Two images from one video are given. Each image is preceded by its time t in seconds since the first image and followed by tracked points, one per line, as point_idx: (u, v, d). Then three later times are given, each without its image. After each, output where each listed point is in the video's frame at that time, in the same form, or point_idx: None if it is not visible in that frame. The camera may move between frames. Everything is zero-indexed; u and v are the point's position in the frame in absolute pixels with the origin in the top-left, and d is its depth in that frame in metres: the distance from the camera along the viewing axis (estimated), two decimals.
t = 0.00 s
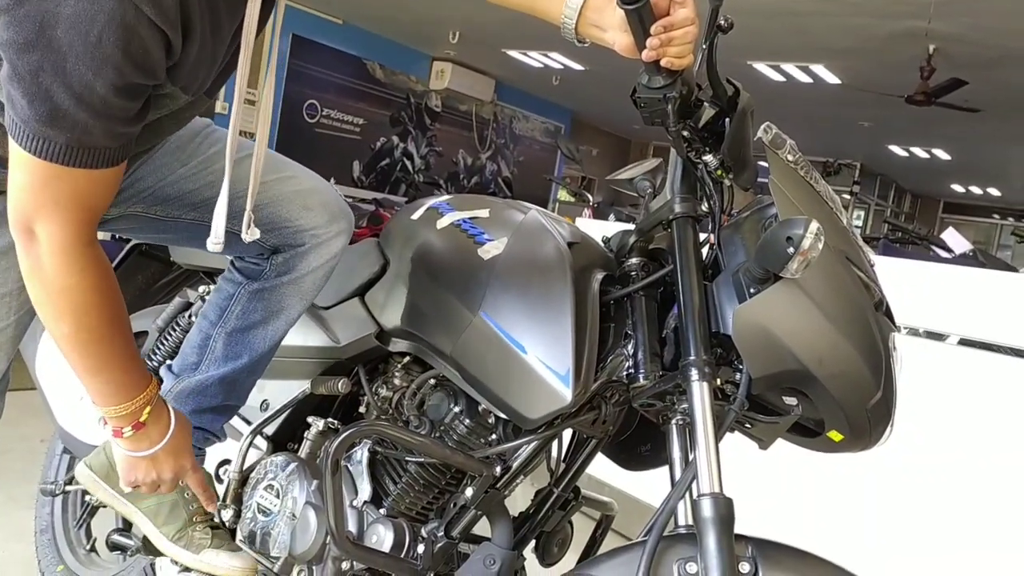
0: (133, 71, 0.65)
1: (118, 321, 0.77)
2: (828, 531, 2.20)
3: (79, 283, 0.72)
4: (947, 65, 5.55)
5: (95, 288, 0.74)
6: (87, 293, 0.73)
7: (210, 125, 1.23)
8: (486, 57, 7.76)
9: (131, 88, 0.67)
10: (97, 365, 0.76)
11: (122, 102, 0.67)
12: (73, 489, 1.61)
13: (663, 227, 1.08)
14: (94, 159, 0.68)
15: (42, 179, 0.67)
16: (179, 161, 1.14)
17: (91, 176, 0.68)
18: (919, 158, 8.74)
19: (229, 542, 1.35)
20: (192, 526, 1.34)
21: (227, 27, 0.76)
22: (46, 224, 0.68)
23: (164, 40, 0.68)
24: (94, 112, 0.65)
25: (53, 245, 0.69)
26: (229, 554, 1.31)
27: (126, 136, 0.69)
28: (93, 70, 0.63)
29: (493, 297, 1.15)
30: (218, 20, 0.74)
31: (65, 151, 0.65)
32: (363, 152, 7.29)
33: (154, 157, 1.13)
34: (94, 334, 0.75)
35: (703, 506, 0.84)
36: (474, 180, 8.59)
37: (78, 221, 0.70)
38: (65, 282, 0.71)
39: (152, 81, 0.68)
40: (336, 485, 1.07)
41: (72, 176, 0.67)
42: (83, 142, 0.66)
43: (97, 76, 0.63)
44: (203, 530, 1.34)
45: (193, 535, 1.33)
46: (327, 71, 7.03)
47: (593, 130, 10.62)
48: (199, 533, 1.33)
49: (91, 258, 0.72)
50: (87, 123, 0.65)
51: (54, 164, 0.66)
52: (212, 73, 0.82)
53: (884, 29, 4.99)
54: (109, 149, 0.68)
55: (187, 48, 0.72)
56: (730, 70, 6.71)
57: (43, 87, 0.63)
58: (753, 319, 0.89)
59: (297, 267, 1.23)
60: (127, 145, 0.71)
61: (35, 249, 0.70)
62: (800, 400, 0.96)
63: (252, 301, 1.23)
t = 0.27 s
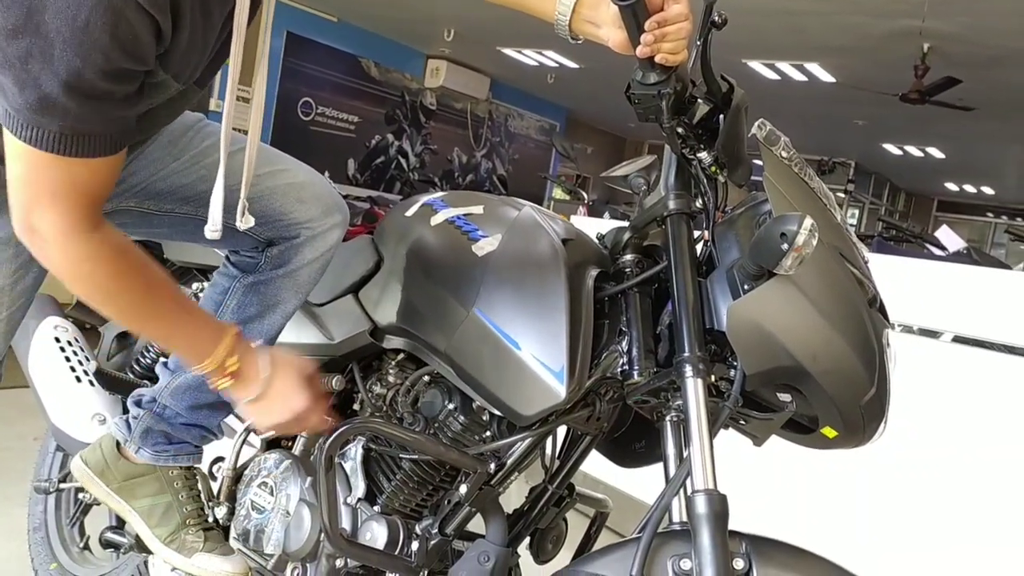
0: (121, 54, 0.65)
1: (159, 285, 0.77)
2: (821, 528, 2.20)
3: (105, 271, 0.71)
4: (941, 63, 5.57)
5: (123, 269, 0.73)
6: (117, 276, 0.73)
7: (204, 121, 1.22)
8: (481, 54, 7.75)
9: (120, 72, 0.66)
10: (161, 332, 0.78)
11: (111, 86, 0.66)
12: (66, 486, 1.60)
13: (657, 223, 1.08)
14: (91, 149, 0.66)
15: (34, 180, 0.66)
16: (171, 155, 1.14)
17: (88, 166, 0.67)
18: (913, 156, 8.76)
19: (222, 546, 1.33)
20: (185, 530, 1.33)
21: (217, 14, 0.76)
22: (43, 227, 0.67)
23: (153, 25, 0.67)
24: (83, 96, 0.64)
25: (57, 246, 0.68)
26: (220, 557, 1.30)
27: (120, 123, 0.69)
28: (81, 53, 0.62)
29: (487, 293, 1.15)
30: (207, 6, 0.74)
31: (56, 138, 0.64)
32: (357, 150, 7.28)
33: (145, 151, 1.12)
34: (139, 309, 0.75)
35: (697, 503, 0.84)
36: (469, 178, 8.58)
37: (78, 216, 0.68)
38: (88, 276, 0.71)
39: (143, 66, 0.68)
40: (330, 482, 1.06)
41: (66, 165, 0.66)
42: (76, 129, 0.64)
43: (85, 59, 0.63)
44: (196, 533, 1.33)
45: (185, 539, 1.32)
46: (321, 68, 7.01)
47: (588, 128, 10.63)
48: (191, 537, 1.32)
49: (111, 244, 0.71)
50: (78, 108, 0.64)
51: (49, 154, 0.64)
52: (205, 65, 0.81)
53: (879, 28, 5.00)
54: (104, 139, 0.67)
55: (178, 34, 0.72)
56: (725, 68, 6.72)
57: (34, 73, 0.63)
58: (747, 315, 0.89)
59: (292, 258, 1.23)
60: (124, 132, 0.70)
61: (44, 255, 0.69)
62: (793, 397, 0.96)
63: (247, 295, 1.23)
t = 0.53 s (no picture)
0: (156, 40, 0.63)
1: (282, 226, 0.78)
2: (816, 526, 2.21)
3: (229, 247, 0.76)
4: (937, 61, 5.57)
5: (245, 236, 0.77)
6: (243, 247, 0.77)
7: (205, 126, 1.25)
8: (478, 52, 7.74)
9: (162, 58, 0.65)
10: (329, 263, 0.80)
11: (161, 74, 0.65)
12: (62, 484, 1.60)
13: (654, 222, 1.08)
14: (163, 143, 0.66)
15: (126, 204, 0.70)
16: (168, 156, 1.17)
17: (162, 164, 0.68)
18: (909, 155, 8.78)
19: (222, 530, 1.31)
20: (184, 516, 1.32)
21: None
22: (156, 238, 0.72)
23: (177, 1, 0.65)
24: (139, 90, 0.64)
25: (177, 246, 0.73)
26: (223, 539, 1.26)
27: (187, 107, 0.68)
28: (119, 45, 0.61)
29: (484, 291, 1.15)
30: None
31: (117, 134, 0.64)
32: (354, 147, 7.27)
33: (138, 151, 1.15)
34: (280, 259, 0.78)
35: (695, 500, 0.84)
36: (466, 176, 8.58)
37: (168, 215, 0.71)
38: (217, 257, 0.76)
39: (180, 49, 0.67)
40: (327, 480, 1.06)
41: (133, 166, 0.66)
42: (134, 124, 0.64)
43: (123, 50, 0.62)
44: (195, 519, 1.32)
45: (184, 524, 1.30)
46: (318, 66, 7.00)
47: (585, 126, 10.62)
48: (189, 522, 1.31)
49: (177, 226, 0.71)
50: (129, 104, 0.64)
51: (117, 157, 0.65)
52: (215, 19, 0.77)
53: (875, 26, 5.00)
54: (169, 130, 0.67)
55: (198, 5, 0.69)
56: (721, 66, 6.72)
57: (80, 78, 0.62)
58: (745, 313, 0.89)
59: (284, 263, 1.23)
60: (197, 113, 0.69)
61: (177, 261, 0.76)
62: (790, 395, 0.97)
63: (239, 298, 1.22)
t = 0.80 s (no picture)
0: (196, 30, 0.66)
1: (404, 184, 0.93)
2: (814, 523, 2.21)
3: (368, 211, 0.90)
4: (936, 60, 5.57)
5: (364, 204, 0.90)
6: (376, 210, 0.91)
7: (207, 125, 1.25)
8: (476, 50, 7.74)
9: (211, 43, 0.68)
10: (452, 214, 0.96)
11: (210, 59, 0.68)
12: (61, 482, 1.60)
13: (652, 220, 1.07)
14: (241, 125, 0.72)
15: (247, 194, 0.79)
16: (170, 154, 1.18)
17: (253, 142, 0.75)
18: (907, 153, 8.78)
19: (220, 533, 1.34)
20: (182, 519, 1.34)
21: None
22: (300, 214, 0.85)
23: None
24: (188, 81, 0.67)
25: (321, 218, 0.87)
26: (219, 543, 1.30)
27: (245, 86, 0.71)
28: (159, 41, 0.64)
29: (483, 289, 1.15)
30: None
31: (179, 121, 0.69)
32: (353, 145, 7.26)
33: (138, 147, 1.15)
34: (407, 217, 0.93)
35: (693, 498, 0.85)
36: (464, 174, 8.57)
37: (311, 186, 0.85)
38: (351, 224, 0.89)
39: (225, 32, 0.69)
40: (326, 477, 1.06)
41: (224, 150, 0.73)
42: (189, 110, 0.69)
43: (165, 45, 0.65)
44: (193, 522, 1.34)
45: (182, 527, 1.33)
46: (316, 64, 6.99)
47: (584, 124, 10.62)
48: (188, 525, 1.33)
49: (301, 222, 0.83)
50: (182, 94, 0.68)
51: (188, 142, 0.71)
52: None
53: (874, 24, 5.00)
54: (229, 110, 0.71)
55: None
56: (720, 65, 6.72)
57: (135, 74, 0.66)
58: (744, 311, 0.89)
59: (288, 262, 1.22)
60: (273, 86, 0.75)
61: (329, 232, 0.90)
62: (789, 393, 0.97)
63: (240, 296, 1.22)
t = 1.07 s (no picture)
0: (223, 36, 0.69)
1: (431, 182, 0.94)
2: (813, 520, 2.21)
3: (388, 208, 0.91)
4: (934, 57, 5.58)
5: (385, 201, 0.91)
6: (398, 207, 0.92)
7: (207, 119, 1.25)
8: (475, 48, 7.74)
9: (237, 48, 0.71)
10: (475, 213, 0.97)
11: (237, 64, 0.71)
12: (59, 479, 1.60)
13: (651, 216, 1.07)
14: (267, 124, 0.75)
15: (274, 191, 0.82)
16: (170, 150, 1.18)
17: (273, 141, 0.77)
18: (906, 151, 8.79)
19: (216, 539, 1.34)
20: (179, 524, 1.33)
21: None
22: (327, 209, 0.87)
23: None
24: (216, 85, 0.70)
25: (346, 214, 0.89)
26: (214, 552, 1.29)
27: (268, 87, 0.74)
28: (188, 49, 0.68)
29: (482, 286, 1.15)
30: None
31: (207, 123, 0.72)
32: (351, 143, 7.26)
33: (139, 142, 1.15)
34: (430, 215, 0.94)
35: (692, 495, 0.84)
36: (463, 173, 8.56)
37: (337, 183, 0.87)
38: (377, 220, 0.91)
39: (249, 37, 0.72)
40: (324, 474, 1.06)
41: (246, 150, 0.76)
42: (219, 111, 0.71)
43: (194, 53, 0.68)
44: (190, 528, 1.33)
45: (179, 533, 1.32)
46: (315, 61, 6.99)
47: (583, 123, 10.61)
48: (185, 531, 1.32)
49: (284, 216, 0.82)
50: (211, 99, 0.70)
51: (214, 143, 0.74)
52: None
53: (872, 22, 5.00)
54: (255, 111, 0.74)
55: None
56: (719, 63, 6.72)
57: (164, 82, 0.69)
58: (742, 307, 0.89)
59: (292, 254, 1.22)
60: (293, 86, 0.77)
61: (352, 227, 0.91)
62: (788, 389, 0.96)
63: (244, 290, 1.21)
